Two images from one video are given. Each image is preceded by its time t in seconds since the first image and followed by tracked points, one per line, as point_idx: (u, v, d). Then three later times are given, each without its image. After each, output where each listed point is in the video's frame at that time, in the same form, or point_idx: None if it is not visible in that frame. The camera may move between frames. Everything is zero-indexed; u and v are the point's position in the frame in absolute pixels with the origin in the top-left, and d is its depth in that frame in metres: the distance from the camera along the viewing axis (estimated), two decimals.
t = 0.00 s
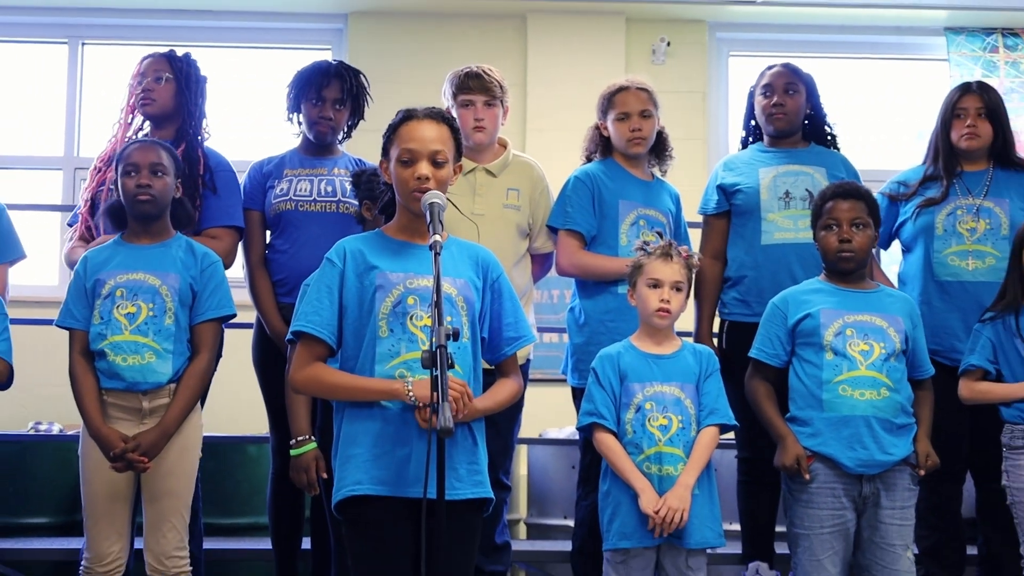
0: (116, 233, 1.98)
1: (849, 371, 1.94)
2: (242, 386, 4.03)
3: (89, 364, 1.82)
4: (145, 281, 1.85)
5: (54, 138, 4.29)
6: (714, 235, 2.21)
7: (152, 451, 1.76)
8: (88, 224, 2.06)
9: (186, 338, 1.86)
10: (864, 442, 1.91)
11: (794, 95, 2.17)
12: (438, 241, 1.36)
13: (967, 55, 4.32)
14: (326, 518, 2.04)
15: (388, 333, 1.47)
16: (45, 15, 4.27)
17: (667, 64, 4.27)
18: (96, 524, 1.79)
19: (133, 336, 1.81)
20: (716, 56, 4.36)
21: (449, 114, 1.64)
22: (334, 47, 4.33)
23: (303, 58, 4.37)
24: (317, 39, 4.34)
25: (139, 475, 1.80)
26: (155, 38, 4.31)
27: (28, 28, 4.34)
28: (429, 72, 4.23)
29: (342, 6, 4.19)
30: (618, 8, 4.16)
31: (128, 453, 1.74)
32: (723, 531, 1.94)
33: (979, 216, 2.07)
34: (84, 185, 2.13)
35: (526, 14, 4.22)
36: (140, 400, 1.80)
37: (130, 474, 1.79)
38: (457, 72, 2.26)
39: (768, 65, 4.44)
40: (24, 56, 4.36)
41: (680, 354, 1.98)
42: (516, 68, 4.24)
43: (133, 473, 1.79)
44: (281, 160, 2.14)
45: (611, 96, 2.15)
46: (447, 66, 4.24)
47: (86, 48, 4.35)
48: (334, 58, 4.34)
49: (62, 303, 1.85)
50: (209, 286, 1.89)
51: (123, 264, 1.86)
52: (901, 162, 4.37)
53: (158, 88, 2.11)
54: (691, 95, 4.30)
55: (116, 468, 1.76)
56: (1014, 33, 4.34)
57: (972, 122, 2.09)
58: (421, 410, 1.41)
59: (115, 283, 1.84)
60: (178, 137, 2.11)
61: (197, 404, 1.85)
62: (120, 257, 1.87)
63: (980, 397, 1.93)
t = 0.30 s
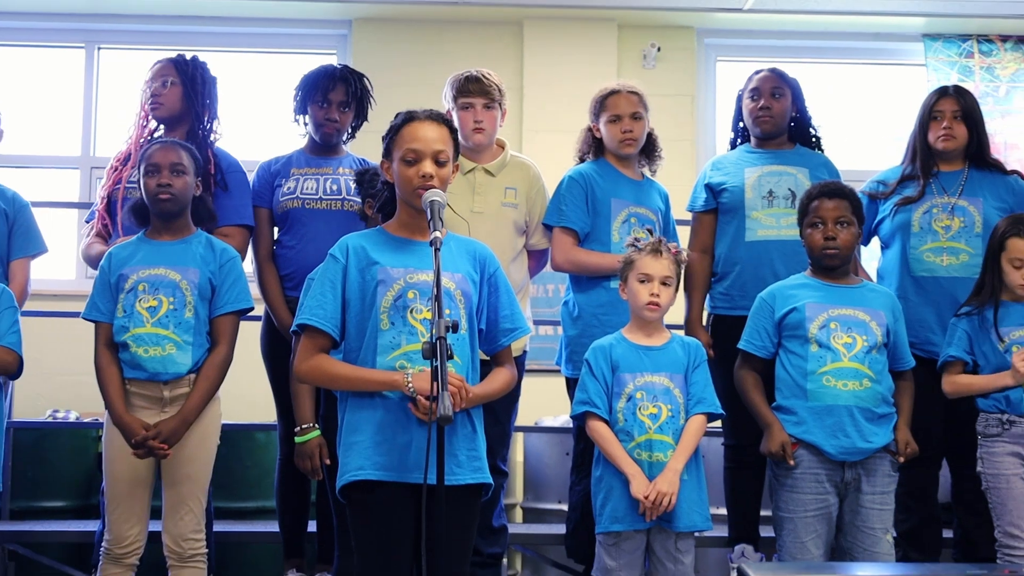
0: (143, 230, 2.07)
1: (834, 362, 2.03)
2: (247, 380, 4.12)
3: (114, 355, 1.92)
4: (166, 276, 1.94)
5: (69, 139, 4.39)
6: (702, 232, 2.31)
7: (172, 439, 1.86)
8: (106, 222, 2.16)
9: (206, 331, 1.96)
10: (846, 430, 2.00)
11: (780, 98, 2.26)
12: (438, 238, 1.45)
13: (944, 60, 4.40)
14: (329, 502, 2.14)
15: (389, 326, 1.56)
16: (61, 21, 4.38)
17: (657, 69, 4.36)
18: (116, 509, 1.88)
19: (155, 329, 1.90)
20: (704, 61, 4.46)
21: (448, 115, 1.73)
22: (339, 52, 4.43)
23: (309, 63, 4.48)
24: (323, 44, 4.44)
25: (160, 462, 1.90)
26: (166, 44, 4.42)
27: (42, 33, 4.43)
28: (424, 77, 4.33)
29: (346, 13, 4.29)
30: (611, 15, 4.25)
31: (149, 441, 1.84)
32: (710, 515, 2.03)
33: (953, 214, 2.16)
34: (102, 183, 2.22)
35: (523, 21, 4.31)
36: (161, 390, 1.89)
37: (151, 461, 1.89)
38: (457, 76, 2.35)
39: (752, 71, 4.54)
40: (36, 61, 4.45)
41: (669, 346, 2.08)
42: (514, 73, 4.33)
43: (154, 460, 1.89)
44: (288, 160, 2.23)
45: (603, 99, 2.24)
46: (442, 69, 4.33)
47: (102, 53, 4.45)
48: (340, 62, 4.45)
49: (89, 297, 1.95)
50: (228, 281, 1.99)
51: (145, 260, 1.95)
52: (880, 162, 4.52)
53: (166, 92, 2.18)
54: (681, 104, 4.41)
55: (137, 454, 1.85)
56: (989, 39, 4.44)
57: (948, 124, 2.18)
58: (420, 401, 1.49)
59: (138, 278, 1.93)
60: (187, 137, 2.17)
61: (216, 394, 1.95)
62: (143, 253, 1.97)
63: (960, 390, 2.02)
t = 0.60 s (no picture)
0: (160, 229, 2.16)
1: (817, 355, 2.11)
2: (250, 375, 4.22)
3: (129, 348, 2.01)
4: (179, 272, 2.03)
5: (81, 143, 4.51)
6: (691, 229, 2.40)
7: (183, 428, 1.94)
8: (120, 220, 2.26)
9: (218, 325, 2.05)
10: (829, 420, 2.08)
11: (768, 102, 2.35)
12: (438, 235, 1.54)
13: (921, 66, 4.51)
14: (333, 489, 2.23)
15: (391, 320, 1.65)
16: (74, 28, 4.48)
17: (648, 74, 4.46)
18: (130, 495, 1.97)
19: (168, 323, 2.00)
20: (692, 67, 4.58)
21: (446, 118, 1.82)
22: (343, 58, 4.54)
23: (313, 68, 4.60)
24: (327, 51, 4.56)
25: (172, 451, 1.99)
26: (175, 51, 4.53)
27: (55, 40, 4.54)
28: (420, 84, 4.44)
29: (350, 21, 4.38)
30: (603, 23, 4.34)
31: (160, 430, 1.92)
32: (698, 501, 2.13)
33: (930, 213, 2.25)
34: (116, 183, 2.32)
35: (519, 29, 4.41)
36: (173, 381, 1.98)
37: (162, 449, 1.98)
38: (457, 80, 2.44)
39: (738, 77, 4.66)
40: (51, 67, 4.57)
41: (659, 339, 2.17)
42: (511, 78, 4.44)
43: (165, 449, 1.98)
44: (294, 161, 2.33)
45: (596, 103, 2.34)
46: (437, 73, 4.44)
47: (117, 59, 4.57)
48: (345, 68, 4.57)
49: (107, 292, 2.04)
50: (239, 277, 2.08)
51: (161, 257, 2.05)
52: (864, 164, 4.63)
53: (174, 98, 2.25)
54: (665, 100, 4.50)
55: (150, 443, 1.94)
56: (965, 46, 4.54)
57: (925, 128, 2.27)
58: (421, 389, 1.59)
59: (153, 274, 2.03)
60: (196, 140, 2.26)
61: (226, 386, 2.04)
62: (159, 250, 2.06)
63: (939, 380, 2.13)
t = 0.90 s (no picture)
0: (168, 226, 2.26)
1: (799, 346, 2.20)
2: (254, 367, 4.34)
3: (139, 339, 2.12)
4: (186, 267, 2.14)
5: (96, 145, 4.67)
6: (679, 226, 2.50)
7: (188, 416, 2.03)
8: (133, 218, 2.36)
9: (223, 318, 2.15)
10: (810, 409, 2.17)
11: (753, 105, 2.45)
12: (435, 232, 1.62)
13: (898, 71, 4.68)
14: (338, 474, 2.34)
15: (392, 313, 1.76)
16: (91, 35, 4.64)
17: (638, 79, 4.60)
18: (142, 479, 2.06)
19: (176, 316, 2.10)
20: (680, 72, 4.74)
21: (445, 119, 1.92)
22: (346, 63, 4.69)
23: (318, 73, 4.75)
24: (331, 56, 4.70)
25: (179, 437, 2.09)
26: (186, 56, 4.69)
27: (71, 46, 4.71)
28: (416, 88, 4.55)
29: (353, 27, 4.51)
30: (595, 29, 4.48)
31: (167, 418, 2.00)
32: (686, 485, 2.23)
33: (906, 211, 2.36)
34: (130, 182, 2.43)
35: (513, 34, 4.54)
36: (180, 370, 2.08)
37: (170, 436, 2.08)
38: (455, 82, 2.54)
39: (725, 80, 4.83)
40: (72, 71, 4.75)
41: (648, 331, 2.28)
42: (508, 81, 4.56)
43: (173, 436, 2.08)
44: (299, 161, 2.43)
45: (587, 106, 2.44)
46: (433, 75, 4.57)
47: (131, 64, 4.74)
48: (347, 71, 4.70)
49: (118, 286, 2.15)
50: (244, 272, 2.18)
51: (169, 252, 2.15)
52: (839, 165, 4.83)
53: (185, 101, 2.35)
54: (652, 103, 4.62)
55: (158, 431, 2.03)
56: (940, 52, 4.71)
57: (901, 129, 2.38)
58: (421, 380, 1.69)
59: (162, 269, 2.13)
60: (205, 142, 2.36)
61: (231, 376, 2.13)
62: (168, 246, 2.17)
63: (916, 369, 2.22)
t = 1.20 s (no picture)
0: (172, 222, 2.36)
1: (784, 338, 2.30)
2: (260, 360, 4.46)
3: (144, 331, 2.21)
4: (190, 262, 2.23)
5: (112, 146, 4.82)
6: (669, 223, 2.61)
7: (193, 404, 2.13)
8: (146, 217, 2.48)
9: (225, 310, 2.25)
10: (794, 397, 2.27)
11: (739, 108, 2.56)
12: (438, 229, 1.73)
13: (878, 75, 4.79)
14: (343, 460, 2.45)
15: (394, 305, 1.86)
16: (104, 40, 4.78)
17: (630, 82, 4.74)
18: (151, 464, 2.16)
19: (180, 308, 2.20)
20: (671, 76, 4.86)
21: (447, 122, 2.02)
22: (352, 68, 4.83)
23: (324, 77, 4.89)
24: (337, 60, 4.84)
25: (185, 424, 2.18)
26: (197, 60, 4.84)
27: (85, 51, 4.85)
28: (414, 90, 4.68)
29: (358, 33, 4.65)
30: (588, 35, 4.61)
31: (174, 406, 2.10)
32: (676, 470, 2.33)
33: (886, 207, 2.47)
34: (143, 182, 2.53)
35: (511, 40, 4.66)
36: (185, 360, 2.19)
37: (177, 423, 2.17)
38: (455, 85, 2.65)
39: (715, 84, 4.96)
40: (87, 75, 4.89)
41: (639, 323, 2.38)
42: (506, 84, 4.70)
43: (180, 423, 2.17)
44: (305, 161, 2.54)
45: (582, 108, 2.54)
46: (429, 78, 4.69)
47: (145, 68, 4.89)
48: (351, 76, 4.83)
49: (124, 280, 2.24)
50: (245, 266, 2.28)
51: (173, 248, 2.25)
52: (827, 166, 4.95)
53: (198, 104, 2.45)
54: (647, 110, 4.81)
55: (164, 418, 2.13)
56: (918, 56, 4.82)
57: (880, 130, 2.48)
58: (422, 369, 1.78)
59: (166, 264, 2.23)
60: (217, 143, 2.46)
61: (234, 364, 2.24)
62: (171, 242, 2.26)
63: (895, 360, 2.31)
